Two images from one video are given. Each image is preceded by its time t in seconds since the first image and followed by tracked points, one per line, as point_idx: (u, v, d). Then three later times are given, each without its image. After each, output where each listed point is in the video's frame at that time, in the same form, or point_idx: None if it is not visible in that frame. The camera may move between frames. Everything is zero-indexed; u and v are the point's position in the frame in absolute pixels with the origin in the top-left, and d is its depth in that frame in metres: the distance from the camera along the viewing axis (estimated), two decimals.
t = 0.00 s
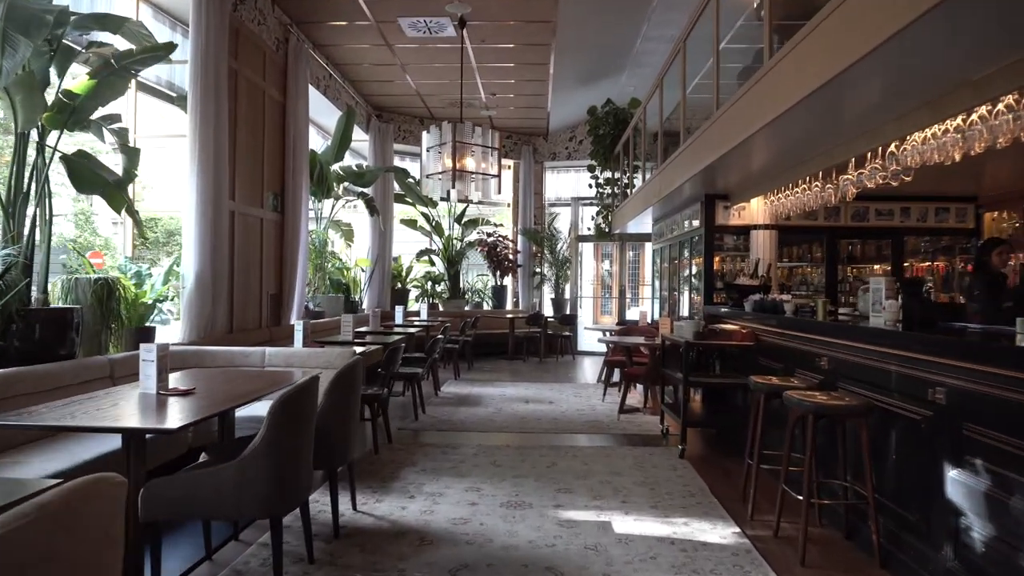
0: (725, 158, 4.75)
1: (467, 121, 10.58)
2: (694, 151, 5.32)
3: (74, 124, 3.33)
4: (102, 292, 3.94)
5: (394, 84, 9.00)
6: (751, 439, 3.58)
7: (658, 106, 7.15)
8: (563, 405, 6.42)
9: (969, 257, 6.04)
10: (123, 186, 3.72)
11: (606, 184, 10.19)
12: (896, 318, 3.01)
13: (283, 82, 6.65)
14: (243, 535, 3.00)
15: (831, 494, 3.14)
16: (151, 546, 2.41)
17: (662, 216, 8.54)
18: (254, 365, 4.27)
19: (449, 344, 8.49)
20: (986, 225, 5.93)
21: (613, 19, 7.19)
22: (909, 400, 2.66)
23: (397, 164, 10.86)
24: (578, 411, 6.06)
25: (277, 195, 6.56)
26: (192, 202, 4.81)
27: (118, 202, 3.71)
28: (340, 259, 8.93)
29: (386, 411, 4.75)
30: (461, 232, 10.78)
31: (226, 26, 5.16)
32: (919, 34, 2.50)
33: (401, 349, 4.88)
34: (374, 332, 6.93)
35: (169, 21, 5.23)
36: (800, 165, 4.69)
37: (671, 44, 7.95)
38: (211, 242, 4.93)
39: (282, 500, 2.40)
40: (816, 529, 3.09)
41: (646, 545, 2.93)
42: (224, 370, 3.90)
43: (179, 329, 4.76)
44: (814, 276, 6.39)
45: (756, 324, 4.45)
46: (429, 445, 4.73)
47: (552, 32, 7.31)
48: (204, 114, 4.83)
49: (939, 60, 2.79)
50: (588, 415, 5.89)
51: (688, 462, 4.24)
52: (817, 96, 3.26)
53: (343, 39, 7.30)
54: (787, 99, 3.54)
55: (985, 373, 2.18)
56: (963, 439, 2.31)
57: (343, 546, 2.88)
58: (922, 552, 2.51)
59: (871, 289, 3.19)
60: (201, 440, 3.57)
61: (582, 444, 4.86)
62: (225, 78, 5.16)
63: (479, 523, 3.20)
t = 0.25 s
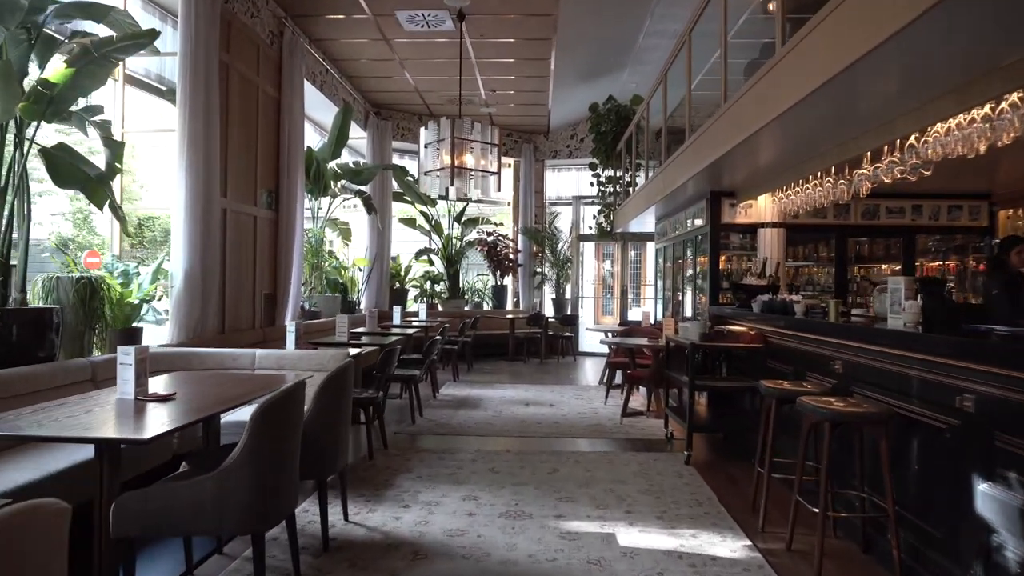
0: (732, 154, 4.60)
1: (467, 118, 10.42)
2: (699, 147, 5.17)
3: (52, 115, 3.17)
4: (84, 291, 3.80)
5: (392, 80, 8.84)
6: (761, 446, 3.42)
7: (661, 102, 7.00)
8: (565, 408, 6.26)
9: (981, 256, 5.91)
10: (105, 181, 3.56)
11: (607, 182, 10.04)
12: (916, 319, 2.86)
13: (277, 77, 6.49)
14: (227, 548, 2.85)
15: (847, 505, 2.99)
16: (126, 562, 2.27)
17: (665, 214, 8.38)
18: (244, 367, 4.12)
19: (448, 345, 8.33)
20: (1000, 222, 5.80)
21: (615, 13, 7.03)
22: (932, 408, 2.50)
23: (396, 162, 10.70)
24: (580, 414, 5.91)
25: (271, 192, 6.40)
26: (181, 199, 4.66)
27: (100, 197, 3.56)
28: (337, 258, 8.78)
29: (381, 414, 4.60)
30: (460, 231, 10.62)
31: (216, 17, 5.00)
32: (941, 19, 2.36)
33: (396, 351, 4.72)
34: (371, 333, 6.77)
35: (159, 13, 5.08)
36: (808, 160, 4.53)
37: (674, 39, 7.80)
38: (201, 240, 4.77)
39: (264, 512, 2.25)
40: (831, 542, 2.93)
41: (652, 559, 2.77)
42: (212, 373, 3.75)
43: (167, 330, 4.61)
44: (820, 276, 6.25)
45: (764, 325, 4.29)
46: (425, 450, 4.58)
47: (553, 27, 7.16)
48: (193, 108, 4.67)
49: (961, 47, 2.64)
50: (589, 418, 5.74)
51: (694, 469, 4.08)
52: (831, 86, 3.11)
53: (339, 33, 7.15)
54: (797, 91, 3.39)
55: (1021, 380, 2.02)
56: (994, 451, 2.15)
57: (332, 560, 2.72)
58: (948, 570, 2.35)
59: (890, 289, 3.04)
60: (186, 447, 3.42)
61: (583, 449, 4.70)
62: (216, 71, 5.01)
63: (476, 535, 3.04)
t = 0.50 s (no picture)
0: (740, 151, 4.45)
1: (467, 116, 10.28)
2: (705, 144, 5.02)
3: (31, 108, 3.00)
4: (68, 292, 3.67)
5: (391, 77, 8.70)
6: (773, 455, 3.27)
7: (665, 99, 6.85)
8: (566, 411, 6.11)
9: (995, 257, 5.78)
10: (88, 177, 3.41)
11: (610, 181, 9.88)
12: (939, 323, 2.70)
13: (273, 72, 6.34)
14: (210, 565, 2.72)
15: (866, 519, 2.83)
16: None
17: (669, 214, 8.24)
18: (235, 371, 3.97)
19: (447, 346, 8.19)
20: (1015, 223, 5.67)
21: (618, 7, 6.88)
22: (961, 418, 2.35)
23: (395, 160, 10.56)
24: (582, 418, 5.76)
25: (266, 190, 6.26)
26: (170, 197, 4.52)
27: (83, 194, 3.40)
28: (335, 258, 8.64)
29: (377, 419, 4.45)
30: (460, 231, 10.48)
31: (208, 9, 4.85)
32: (974, 1, 2.19)
33: (393, 354, 4.58)
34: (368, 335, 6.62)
35: (150, 5, 4.93)
36: (820, 157, 4.39)
37: (678, 35, 7.65)
38: (192, 238, 4.63)
39: (249, 527, 2.10)
40: (849, 558, 2.78)
41: None
42: (200, 378, 3.61)
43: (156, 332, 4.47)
44: (828, 276, 6.11)
45: (774, 327, 4.14)
46: (423, 457, 4.43)
47: (555, 22, 7.01)
48: (183, 103, 4.52)
49: (990, 35, 2.49)
50: (592, 423, 5.60)
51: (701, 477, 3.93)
52: (849, 78, 2.96)
53: (336, 28, 7.00)
54: (810, 85, 3.25)
55: None
56: None
57: None
58: None
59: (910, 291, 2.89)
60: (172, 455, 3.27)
61: (586, 455, 4.56)
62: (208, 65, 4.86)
63: (475, 549, 2.89)
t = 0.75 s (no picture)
0: (747, 147, 4.32)
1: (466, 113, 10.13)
2: (710, 140, 4.89)
3: (9, 98, 2.86)
4: (49, 292, 3.50)
5: (390, 73, 8.56)
6: (784, 463, 3.12)
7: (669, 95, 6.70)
8: (567, 414, 5.97)
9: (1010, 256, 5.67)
10: (70, 173, 3.26)
11: (611, 179, 9.74)
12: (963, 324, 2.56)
13: (267, 67, 6.20)
14: None
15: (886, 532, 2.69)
16: None
17: (671, 213, 8.11)
18: (224, 374, 3.83)
19: (446, 347, 8.04)
20: None
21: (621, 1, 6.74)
22: (990, 426, 2.22)
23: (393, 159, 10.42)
24: (583, 421, 5.62)
25: (260, 187, 6.12)
26: (159, 194, 4.38)
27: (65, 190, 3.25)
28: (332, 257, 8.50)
29: (373, 423, 4.31)
30: (459, 230, 10.34)
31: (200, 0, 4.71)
32: None
33: (389, 355, 4.44)
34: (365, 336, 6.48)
35: None
36: (829, 152, 4.25)
37: (682, 30, 7.51)
38: (182, 236, 4.49)
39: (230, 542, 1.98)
40: (867, 572, 2.64)
41: None
42: (188, 382, 3.47)
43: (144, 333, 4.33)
44: (835, 276, 5.97)
45: (783, 328, 4.00)
46: (420, 462, 4.28)
47: (556, 17, 6.87)
48: (173, 96, 4.38)
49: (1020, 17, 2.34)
50: (594, 426, 5.45)
51: (709, 484, 3.78)
52: (866, 66, 2.81)
53: (333, 22, 6.86)
54: (823, 76, 3.12)
55: None
56: None
57: None
58: None
59: (932, 291, 2.75)
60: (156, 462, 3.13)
61: (588, 460, 4.42)
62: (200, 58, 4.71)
63: (473, 562, 2.74)
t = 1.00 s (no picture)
0: (751, 144, 4.19)
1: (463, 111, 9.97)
2: (712, 137, 4.76)
3: None
4: (25, 292, 3.34)
5: (385, 69, 8.40)
6: (796, 472, 2.98)
7: (670, 91, 6.56)
8: (566, 418, 5.82)
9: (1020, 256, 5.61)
10: (44, 166, 3.08)
11: (610, 178, 9.58)
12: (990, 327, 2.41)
13: (258, 61, 6.03)
14: None
15: (906, 547, 2.55)
16: None
17: (670, 212, 7.98)
18: (209, 378, 3.67)
19: (441, 349, 7.89)
20: None
21: None
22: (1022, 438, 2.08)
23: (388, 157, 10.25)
24: (582, 426, 5.47)
25: (250, 184, 5.96)
26: (143, 191, 4.23)
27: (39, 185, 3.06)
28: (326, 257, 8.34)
29: (365, 429, 4.15)
30: (455, 230, 10.19)
31: None
32: None
33: (382, 358, 4.28)
34: (358, 337, 6.32)
35: None
36: (836, 149, 4.12)
37: (683, 25, 7.36)
38: (167, 234, 4.33)
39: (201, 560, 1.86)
40: None
41: None
42: (170, 386, 3.30)
43: (127, 334, 4.16)
44: (839, 276, 5.85)
45: (791, 329, 3.87)
46: (414, 469, 4.13)
47: (554, 11, 6.72)
48: (158, 89, 4.23)
49: None
50: (593, 431, 5.31)
51: (714, 493, 3.64)
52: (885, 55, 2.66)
53: (326, 16, 6.69)
54: (836, 66, 2.97)
55: None
56: None
57: None
58: None
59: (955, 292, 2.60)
60: (135, 471, 2.97)
61: (589, 467, 4.27)
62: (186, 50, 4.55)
63: None
